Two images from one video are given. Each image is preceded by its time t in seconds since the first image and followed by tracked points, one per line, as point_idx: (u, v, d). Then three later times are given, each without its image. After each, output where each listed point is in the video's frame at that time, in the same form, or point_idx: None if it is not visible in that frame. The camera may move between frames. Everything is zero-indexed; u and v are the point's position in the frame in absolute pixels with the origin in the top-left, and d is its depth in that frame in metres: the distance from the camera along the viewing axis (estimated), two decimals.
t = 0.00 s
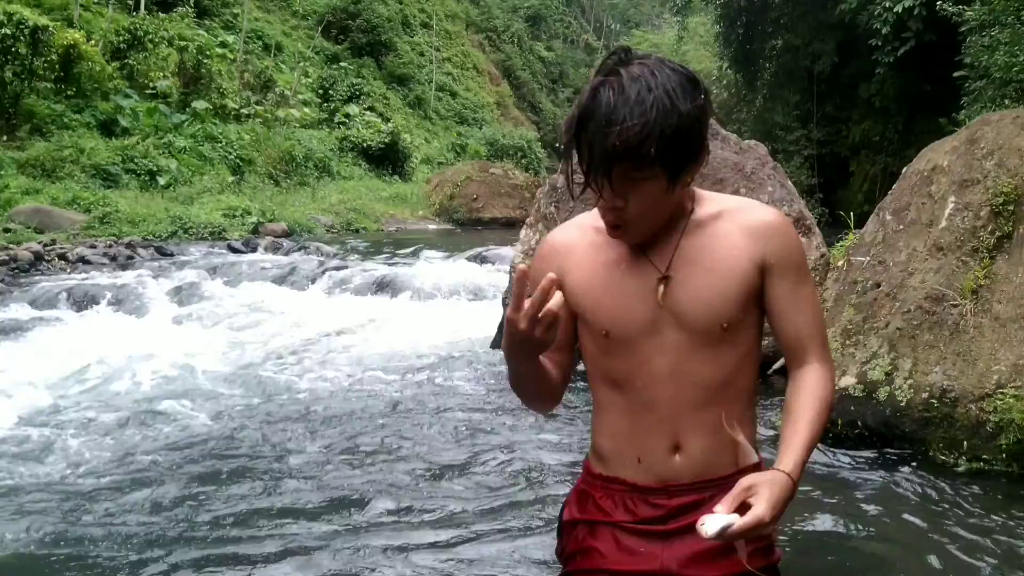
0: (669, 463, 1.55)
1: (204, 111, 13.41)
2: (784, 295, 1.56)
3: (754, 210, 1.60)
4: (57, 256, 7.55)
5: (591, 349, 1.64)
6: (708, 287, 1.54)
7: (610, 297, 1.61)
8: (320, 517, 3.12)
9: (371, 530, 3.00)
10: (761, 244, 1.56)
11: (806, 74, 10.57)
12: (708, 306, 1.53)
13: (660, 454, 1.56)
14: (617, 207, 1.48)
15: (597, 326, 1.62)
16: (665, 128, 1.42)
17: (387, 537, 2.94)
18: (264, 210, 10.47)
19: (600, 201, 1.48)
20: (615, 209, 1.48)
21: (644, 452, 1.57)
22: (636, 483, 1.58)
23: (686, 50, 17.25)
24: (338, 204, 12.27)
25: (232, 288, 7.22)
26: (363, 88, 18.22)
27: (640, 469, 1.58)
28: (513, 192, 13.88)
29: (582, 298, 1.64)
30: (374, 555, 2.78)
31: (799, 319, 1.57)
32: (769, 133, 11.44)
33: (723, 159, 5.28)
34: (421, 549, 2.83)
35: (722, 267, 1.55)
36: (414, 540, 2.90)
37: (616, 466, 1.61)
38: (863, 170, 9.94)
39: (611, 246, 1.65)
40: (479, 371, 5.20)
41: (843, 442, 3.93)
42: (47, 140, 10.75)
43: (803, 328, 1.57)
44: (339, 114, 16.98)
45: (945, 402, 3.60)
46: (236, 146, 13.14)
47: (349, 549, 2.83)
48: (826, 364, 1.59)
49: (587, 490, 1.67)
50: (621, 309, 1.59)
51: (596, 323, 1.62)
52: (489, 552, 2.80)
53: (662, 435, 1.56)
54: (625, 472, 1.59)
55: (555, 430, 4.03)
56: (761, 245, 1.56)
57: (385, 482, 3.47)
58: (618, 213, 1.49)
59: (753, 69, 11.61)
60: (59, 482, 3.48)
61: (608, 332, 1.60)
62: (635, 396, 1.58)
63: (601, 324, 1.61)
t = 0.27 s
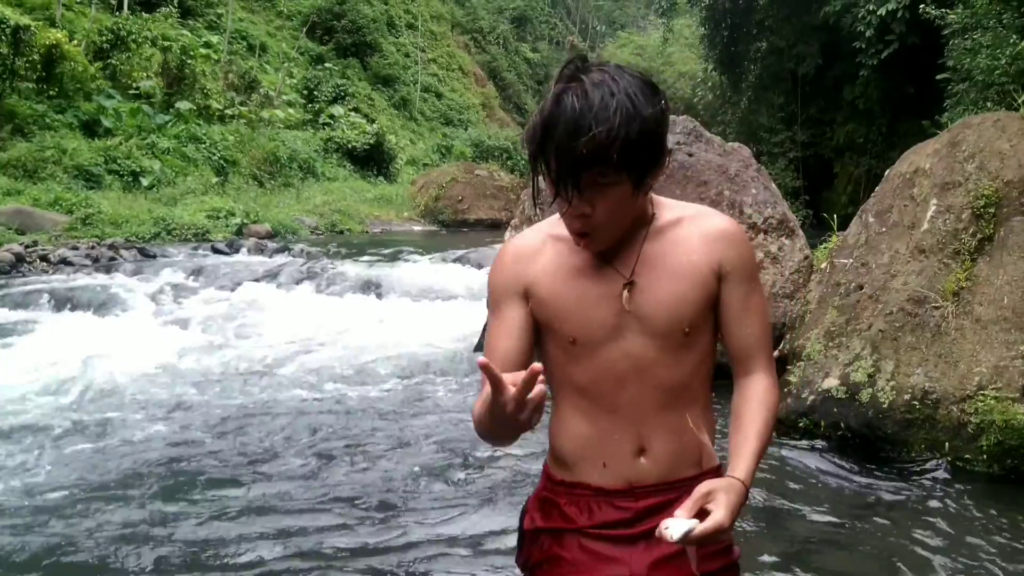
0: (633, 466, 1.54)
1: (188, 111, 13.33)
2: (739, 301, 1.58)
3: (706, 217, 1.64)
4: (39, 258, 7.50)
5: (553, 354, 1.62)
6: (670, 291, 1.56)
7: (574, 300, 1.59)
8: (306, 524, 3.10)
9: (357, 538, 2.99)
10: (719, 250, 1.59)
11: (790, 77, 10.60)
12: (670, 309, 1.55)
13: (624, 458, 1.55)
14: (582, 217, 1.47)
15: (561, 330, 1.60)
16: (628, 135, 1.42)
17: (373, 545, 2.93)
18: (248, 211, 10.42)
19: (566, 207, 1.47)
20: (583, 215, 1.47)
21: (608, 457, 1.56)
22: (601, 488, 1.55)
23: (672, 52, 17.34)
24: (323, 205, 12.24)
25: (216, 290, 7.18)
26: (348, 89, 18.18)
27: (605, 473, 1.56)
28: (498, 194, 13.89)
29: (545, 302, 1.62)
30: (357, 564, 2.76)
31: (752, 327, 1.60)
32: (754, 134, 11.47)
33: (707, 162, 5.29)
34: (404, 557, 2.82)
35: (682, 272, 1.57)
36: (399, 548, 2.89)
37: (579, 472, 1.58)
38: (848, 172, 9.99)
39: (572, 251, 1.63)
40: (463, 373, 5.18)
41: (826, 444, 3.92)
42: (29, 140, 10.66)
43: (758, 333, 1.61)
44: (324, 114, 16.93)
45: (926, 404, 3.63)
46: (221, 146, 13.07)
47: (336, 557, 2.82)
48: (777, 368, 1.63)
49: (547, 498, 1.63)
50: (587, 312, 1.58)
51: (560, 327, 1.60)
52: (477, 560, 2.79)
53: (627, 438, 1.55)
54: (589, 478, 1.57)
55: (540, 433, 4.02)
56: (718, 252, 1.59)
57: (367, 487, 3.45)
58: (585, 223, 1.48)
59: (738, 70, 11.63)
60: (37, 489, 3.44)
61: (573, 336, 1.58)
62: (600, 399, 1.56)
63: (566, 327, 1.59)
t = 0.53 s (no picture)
0: (632, 467, 1.49)
1: (169, 112, 13.25)
2: (731, 301, 1.57)
3: (692, 214, 1.60)
4: (18, 260, 7.43)
5: (547, 350, 1.53)
6: (667, 288, 1.51)
7: (571, 292, 1.51)
8: (285, 521, 3.06)
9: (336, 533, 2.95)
10: (714, 248, 1.56)
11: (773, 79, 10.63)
12: (669, 306, 1.50)
13: (623, 459, 1.49)
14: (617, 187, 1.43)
15: (557, 323, 1.51)
16: (662, 107, 1.44)
17: (352, 540, 2.89)
18: (230, 213, 10.38)
19: (601, 180, 1.43)
20: (615, 190, 1.43)
21: (606, 458, 1.49)
22: (597, 491, 1.49)
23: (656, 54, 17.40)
24: (306, 207, 12.20)
25: (197, 292, 7.13)
26: (331, 90, 18.13)
27: (602, 475, 1.49)
28: (481, 196, 13.87)
29: (540, 296, 1.53)
30: (337, 560, 2.74)
31: (742, 328, 1.59)
32: (737, 136, 11.50)
33: (689, 164, 5.30)
34: (385, 552, 2.79)
35: (678, 268, 1.53)
36: (378, 544, 2.85)
37: (574, 474, 1.51)
38: (830, 174, 10.03)
39: (567, 241, 1.55)
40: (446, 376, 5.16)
41: (808, 443, 3.93)
42: (8, 141, 10.57)
43: (746, 333, 1.60)
44: (307, 116, 16.89)
45: (908, 405, 3.61)
46: (202, 148, 13.01)
47: (314, 553, 2.78)
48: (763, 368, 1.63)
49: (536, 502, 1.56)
50: (585, 307, 1.50)
51: (556, 320, 1.51)
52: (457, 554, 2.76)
53: (624, 438, 1.49)
54: (585, 480, 1.50)
55: (523, 432, 4.00)
56: (713, 249, 1.56)
57: (349, 486, 3.42)
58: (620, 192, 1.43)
59: (721, 73, 11.65)
60: (12, 489, 3.40)
61: (571, 331, 1.50)
62: (598, 397, 1.50)
63: (562, 321, 1.51)
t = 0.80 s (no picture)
0: (633, 470, 1.38)
1: (151, 115, 13.20)
2: (721, 302, 1.52)
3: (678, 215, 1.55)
4: None
5: (539, 350, 1.44)
6: (662, 281, 1.44)
7: (565, 288, 1.43)
8: (268, 526, 3.07)
9: (322, 538, 2.96)
10: (704, 244, 1.50)
11: (754, 82, 10.70)
12: (664, 300, 1.43)
13: (624, 463, 1.38)
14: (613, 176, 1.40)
15: (551, 321, 1.42)
16: (655, 97, 1.45)
17: (337, 545, 2.90)
18: (212, 215, 10.36)
19: (600, 166, 1.41)
20: (614, 173, 1.40)
21: (605, 462, 1.39)
22: (595, 497, 1.38)
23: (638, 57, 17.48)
24: (288, 209, 12.19)
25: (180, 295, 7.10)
26: (314, 93, 18.13)
27: (602, 481, 1.38)
28: (465, 198, 13.89)
29: (530, 294, 1.44)
30: (318, 564, 2.74)
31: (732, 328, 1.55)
32: (719, 139, 11.57)
33: (671, 166, 5.32)
34: (367, 556, 2.80)
35: (672, 263, 1.47)
36: (359, 548, 2.86)
37: (572, 482, 1.40)
38: (811, 177, 10.10)
39: (557, 239, 1.47)
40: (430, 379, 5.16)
41: (787, 444, 3.97)
42: None
43: (735, 333, 1.56)
44: (290, 118, 16.87)
45: (886, 406, 3.67)
46: (185, 150, 12.98)
47: (295, 558, 2.79)
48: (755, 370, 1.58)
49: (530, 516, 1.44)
50: (579, 301, 1.41)
51: (550, 317, 1.42)
52: (444, 556, 2.77)
53: (621, 439, 1.39)
54: (584, 487, 1.39)
55: (508, 434, 4.01)
56: (704, 246, 1.50)
57: (330, 490, 3.43)
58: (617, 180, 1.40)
59: (703, 76, 11.70)
60: None
61: (566, 327, 1.41)
62: (595, 398, 1.40)
63: (556, 319, 1.42)
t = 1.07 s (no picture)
0: (623, 473, 1.38)
1: (133, 117, 13.14)
2: (704, 297, 1.49)
3: (658, 216, 1.53)
4: None
5: (525, 355, 1.45)
6: (641, 278, 1.43)
7: (546, 291, 1.43)
8: (254, 531, 3.07)
9: (309, 543, 2.96)
10: (683, 240, 1.48)
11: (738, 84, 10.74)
12: (643, 297, 1.42)
13: (613, 465, 1.38)
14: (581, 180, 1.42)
15: (534, 325, 1.43)
16: (622, 100, 1.45)
17: (324, 550, 2.91)
18: (195, 218, 10.33)
19: (568, 170, 1.42)
20: (582, 176, 1.41)
21: (596, 465, 1.39)
22: (589, 503, 1.38)
23: (622, 59, 17.56)
24: (272, 211, 12.17)
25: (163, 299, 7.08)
26: (297, 95, 18.11)
27: (594, 485, 1.38)
28: (449, 200, 13.90)
29: (513, 299, 1.45)
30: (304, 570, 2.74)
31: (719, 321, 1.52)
32: (702, 141, 11.61)
33: (654, 169, 5.34)
34: (351, 561, 2.80)
35: (650, 259, 1.45)
36: (344, 553, 2.86)
37: (565, 487, 1.40)
38: (794, 179, 10.16)
39: (537, 242, 1.48)
40: (415, 382, 5.17)
41: (769, 447, 3.96)
42: None
43: (722, 327, 1.52)
44: (273, 120, 16.85)
45: (868, 408, 3.69)
46: (168, 153, 12.92)
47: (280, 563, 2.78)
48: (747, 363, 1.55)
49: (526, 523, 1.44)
50: (559, 304, 1.42)
51: (533, 321, 1.43)
52: (430, 560, 2.78)
53: (609, 443, 1.39)
54: (576, 492, 1.39)
55: (493, 436, 4.02)
56: (683, 241, 1.48)
57: (314, 495, 3.42)
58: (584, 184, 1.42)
59: (686, 79, 11.73)
60: None
61: (548, 331, 1.42)
62: (581, 401, 1.40)
63: (539, 322, 1.42)
